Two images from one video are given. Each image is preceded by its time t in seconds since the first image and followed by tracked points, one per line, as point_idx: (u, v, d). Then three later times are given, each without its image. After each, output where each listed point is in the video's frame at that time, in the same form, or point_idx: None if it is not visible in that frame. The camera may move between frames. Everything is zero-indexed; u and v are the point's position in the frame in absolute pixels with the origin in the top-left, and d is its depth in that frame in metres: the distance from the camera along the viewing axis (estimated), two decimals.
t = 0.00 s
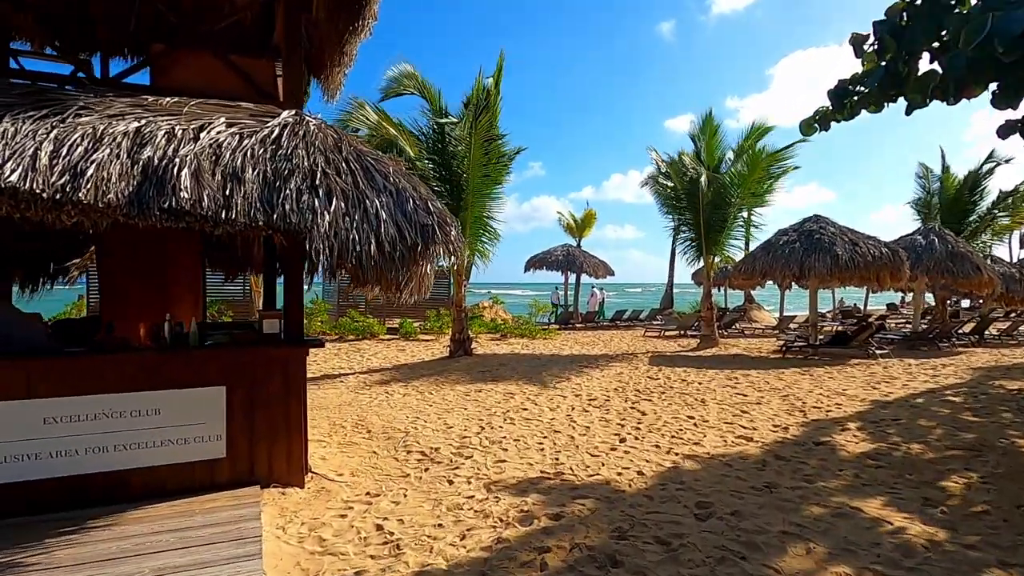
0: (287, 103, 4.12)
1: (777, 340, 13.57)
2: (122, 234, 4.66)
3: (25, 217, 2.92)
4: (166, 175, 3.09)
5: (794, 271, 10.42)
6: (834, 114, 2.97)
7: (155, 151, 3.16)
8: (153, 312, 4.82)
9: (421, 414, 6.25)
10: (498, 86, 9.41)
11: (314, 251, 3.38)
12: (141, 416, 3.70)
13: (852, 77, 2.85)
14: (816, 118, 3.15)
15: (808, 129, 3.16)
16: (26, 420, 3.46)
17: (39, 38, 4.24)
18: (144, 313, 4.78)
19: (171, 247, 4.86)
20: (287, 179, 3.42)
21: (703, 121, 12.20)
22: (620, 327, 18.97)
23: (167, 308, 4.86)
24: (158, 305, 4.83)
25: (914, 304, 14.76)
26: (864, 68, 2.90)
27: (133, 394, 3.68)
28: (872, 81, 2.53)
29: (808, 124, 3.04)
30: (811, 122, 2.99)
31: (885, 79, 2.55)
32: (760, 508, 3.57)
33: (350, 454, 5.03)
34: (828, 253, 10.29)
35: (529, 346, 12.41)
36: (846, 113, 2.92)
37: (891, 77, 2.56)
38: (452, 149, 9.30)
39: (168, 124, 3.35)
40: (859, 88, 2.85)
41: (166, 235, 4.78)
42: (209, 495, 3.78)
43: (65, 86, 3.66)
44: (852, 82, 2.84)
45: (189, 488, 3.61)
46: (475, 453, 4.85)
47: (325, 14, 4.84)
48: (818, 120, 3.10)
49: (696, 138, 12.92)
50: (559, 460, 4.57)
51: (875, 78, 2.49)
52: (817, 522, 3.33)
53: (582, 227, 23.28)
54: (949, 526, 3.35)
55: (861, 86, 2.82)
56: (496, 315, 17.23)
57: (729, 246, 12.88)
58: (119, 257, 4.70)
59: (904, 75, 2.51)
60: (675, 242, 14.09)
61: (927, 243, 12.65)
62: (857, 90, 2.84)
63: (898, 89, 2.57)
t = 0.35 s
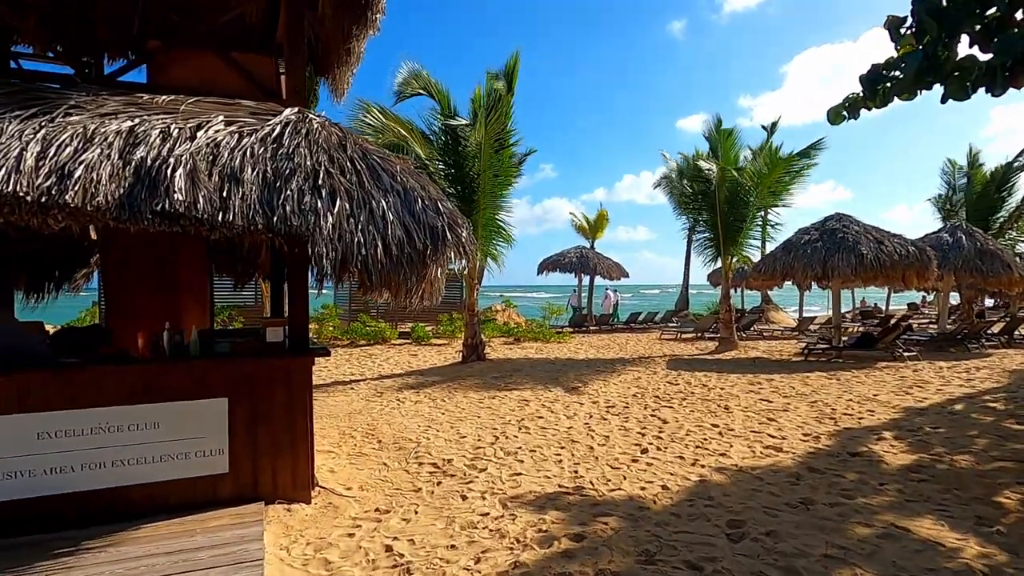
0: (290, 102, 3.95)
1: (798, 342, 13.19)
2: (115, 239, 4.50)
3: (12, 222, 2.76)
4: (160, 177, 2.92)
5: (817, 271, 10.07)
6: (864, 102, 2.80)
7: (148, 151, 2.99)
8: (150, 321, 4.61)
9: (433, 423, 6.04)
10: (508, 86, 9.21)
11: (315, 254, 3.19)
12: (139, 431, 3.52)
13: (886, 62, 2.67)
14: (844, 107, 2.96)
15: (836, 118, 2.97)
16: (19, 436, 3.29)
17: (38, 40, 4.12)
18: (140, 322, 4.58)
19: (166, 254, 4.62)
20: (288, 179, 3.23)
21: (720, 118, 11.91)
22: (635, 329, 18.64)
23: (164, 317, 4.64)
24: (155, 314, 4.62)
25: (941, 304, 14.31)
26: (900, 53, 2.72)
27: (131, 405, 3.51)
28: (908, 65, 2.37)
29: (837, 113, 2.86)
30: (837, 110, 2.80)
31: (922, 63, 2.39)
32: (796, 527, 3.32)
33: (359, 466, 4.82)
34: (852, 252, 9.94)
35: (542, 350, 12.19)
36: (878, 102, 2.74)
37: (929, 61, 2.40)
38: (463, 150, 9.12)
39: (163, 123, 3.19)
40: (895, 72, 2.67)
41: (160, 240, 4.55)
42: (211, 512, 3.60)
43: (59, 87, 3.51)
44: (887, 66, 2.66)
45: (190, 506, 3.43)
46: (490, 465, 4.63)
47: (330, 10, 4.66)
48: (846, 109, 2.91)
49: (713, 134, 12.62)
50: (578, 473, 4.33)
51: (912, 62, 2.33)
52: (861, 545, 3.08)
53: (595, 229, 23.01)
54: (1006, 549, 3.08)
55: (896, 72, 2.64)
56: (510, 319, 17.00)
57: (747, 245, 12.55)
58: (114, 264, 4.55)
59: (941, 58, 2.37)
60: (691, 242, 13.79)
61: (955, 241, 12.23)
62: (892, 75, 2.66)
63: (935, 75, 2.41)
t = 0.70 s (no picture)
0: (282, 104, 3.81)
1: (805, 342, 13.03)
2: (103, 250, 4.39)
3: None
4: (145, 185, 2.78)
5: (823, 270, 9.92)
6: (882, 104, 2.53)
7: (133, 159, 2.86)
8: (140, 334, 4.46)
9: (436, 433, 5.88)
10: (508, 88, 9.07)
11: (310, 263, 3.05)
12: (130, 451, 3.39)
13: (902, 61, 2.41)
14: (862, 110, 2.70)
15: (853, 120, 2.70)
16: (4, 460, 3.16)
17: (22, 46, 3.98)
18: (129, 335, 4.44)
19: (154, 265, 4.47)
20: (281, 185, 3.10)
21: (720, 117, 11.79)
22: (639, 331, 18.47)
23: (155, 330, 4.49)
24: (146, 327, 4.48)
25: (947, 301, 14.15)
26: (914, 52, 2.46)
27: (121, 424, 3.37)
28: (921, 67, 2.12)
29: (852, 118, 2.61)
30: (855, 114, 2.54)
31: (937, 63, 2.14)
32: (818, 540, 3.17)
33: (361, 480, 4.67)
34: (858, 250, 9.79)
35: (546, 354, 12.03)
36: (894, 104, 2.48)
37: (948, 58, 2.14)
38: (463, 153, 9.01)
39: (149, 129, 3.05)
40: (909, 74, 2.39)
41: (148, 251, 4.41)
42: (206, 534, 3.46)
43: (42, 93, 3.38)
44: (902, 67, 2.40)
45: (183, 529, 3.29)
46: (496, 477, 4.48)
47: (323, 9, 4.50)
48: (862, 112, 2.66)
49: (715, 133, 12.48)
50: (588, 485, 4.18)
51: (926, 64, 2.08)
52: (888, 560, 2.92)
53: (597, 231, 22.88)
54: None
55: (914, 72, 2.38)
56: (512, 323, 16.84)
57: (751, 245, 12.41)
58: (104, 276, 4.42)
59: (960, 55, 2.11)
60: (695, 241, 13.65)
61: (960, 238, 12.07)
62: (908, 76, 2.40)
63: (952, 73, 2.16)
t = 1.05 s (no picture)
0: (275, 107, 3.69)
1: (805, 343, 12.94)
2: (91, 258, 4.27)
3: None
4: (129, 193, 2.67)
5: (824, 272, 9.83)
6: (885, 98, 2.53)
7: (118, 165, 2.74)
8: (129, 345, 4.36)
9: (434, 441, 5.77)
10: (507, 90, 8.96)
11: (303, 272, 2.94)
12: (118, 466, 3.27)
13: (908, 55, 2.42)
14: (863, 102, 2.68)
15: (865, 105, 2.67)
16: None
17: (6, 48, 3.86)
18: (118, 347, 4.34)
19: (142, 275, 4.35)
20: (272, 191, 2.98)
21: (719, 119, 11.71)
22: (638, 332, 18.36)
23: (144, 340, 4.38)
24: (135, 337, 4.38)
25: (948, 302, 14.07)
26: (920, 46, 2.48)
27: (109, 438, 3.25)
28: (928, 59, 2.13)
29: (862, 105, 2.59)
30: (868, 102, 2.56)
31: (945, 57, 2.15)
32: (830, 557, 3.07)
33: (358, 491, 4.55)
34: (860, 251, 9.70)
35: (545, 357, 11.92)
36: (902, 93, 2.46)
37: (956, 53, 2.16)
38: (461, 156, 8.92)
39: (135, 134, 2.94)
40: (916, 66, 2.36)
41: (134, 261, 4.28)
42: (197, 551, 3.35)
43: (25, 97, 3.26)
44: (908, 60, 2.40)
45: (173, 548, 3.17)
46: (496, 488, 4.37)
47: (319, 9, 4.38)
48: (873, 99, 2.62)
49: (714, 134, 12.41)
50: (590, 496, 4.08)
51: (933, 56, 2.08)
52: None
53: (595, 232, 22.79)
54: None
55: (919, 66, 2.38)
56: (511, 325, 16.73)
57: (751, 246, 12.33)
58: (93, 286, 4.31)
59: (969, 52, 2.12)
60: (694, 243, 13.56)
61: (961, 238, 11.99)
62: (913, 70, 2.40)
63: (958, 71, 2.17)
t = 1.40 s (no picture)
0: (262, 108, 3.60)
1: (800, 347, 12.92)
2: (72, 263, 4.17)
3: None
4: (105, 195, 2.58)
5: (819, 276, 9.80)
6: (880, 104, 2.65)
7: (95, 166, 2.66)
8: (111, 351, 4.28)
9: (426, 447, 5.68)
10: (503, 91, 8.90)
11: (286, 277, 2.86)
12: (94, 477, 3.16)
13: (903, 62, 2.55)
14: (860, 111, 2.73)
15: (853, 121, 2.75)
16: None
17: None
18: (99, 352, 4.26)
19: (120, 279, 4.23)
20: (256, 194, 2.91)
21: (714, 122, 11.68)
22: (633, 335, 18.31)
23: (125, 346, 4.28)
24: (117, 343, 4.27)
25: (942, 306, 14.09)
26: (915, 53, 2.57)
27: (86, 447, 3.14)
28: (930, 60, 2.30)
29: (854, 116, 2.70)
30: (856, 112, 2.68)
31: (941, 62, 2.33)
32: (827, 569, 3.00)
33: (346, 499, 4.45)
34: (855, 255, 9.68)
35: (540, 361, 11.85)
36: (897, 102, 2.57)
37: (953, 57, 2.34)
38: (455, 157, 8.85)
39: (114, 134, 2.85)
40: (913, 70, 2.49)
41: (110, 266, 4.15)
42: (176, 564, 3.25)
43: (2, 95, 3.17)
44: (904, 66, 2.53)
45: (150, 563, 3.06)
46: (487, 497, 4.29)
47: (309, 8, 4.29)
48: (862, 112, 2.71)
49: (710, 137, 12.38)
50: (583, 505, 4.00)
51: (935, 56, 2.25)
52: None
53: (590, 235, 22.75)
54: None
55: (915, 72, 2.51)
56: (506, 328, 16.65)
57: (746, 250, 12.30)
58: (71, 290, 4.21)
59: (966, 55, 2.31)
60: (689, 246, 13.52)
61: (956, 242, 12.01)
62: (910, 76, 2.53)
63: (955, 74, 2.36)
